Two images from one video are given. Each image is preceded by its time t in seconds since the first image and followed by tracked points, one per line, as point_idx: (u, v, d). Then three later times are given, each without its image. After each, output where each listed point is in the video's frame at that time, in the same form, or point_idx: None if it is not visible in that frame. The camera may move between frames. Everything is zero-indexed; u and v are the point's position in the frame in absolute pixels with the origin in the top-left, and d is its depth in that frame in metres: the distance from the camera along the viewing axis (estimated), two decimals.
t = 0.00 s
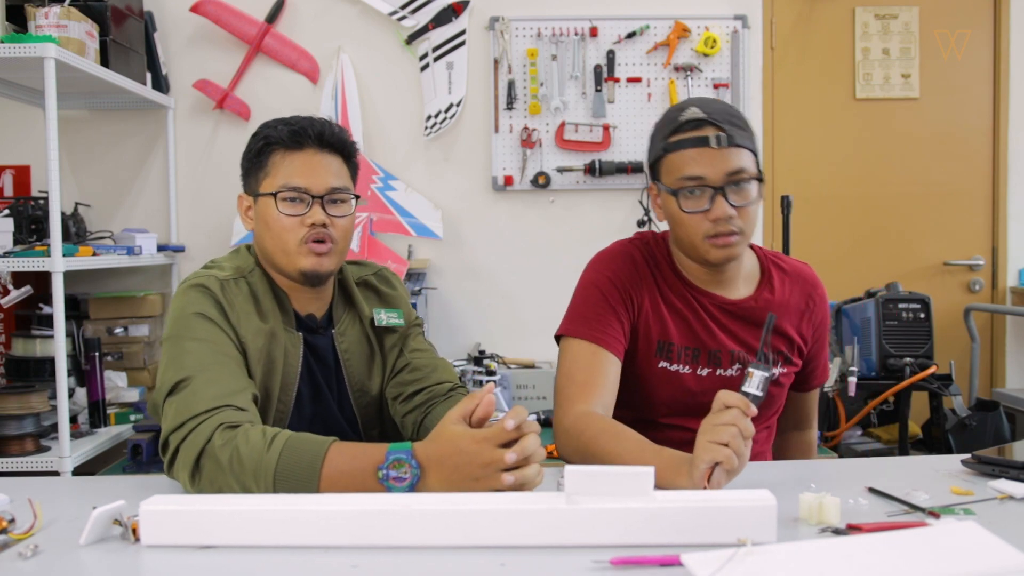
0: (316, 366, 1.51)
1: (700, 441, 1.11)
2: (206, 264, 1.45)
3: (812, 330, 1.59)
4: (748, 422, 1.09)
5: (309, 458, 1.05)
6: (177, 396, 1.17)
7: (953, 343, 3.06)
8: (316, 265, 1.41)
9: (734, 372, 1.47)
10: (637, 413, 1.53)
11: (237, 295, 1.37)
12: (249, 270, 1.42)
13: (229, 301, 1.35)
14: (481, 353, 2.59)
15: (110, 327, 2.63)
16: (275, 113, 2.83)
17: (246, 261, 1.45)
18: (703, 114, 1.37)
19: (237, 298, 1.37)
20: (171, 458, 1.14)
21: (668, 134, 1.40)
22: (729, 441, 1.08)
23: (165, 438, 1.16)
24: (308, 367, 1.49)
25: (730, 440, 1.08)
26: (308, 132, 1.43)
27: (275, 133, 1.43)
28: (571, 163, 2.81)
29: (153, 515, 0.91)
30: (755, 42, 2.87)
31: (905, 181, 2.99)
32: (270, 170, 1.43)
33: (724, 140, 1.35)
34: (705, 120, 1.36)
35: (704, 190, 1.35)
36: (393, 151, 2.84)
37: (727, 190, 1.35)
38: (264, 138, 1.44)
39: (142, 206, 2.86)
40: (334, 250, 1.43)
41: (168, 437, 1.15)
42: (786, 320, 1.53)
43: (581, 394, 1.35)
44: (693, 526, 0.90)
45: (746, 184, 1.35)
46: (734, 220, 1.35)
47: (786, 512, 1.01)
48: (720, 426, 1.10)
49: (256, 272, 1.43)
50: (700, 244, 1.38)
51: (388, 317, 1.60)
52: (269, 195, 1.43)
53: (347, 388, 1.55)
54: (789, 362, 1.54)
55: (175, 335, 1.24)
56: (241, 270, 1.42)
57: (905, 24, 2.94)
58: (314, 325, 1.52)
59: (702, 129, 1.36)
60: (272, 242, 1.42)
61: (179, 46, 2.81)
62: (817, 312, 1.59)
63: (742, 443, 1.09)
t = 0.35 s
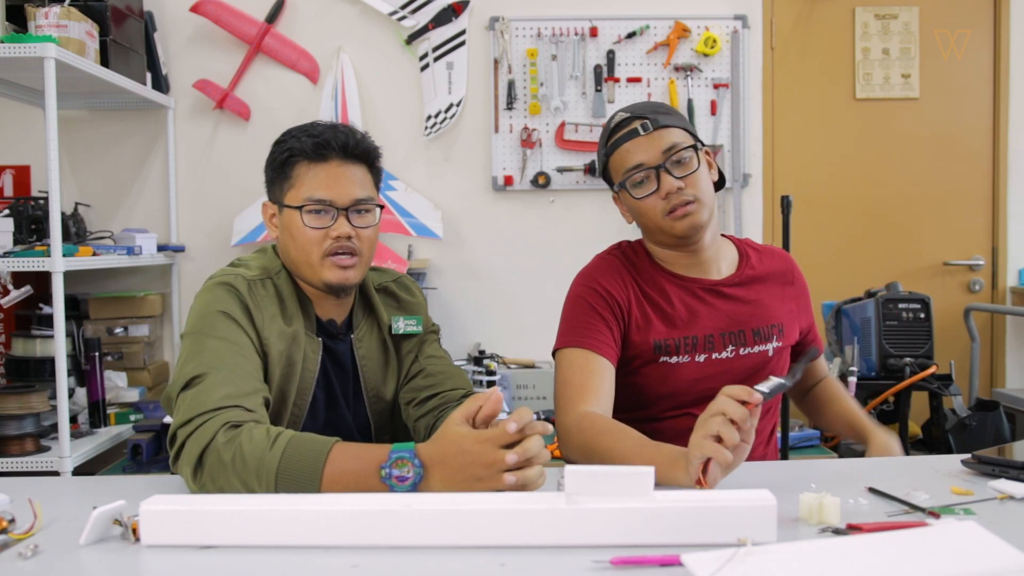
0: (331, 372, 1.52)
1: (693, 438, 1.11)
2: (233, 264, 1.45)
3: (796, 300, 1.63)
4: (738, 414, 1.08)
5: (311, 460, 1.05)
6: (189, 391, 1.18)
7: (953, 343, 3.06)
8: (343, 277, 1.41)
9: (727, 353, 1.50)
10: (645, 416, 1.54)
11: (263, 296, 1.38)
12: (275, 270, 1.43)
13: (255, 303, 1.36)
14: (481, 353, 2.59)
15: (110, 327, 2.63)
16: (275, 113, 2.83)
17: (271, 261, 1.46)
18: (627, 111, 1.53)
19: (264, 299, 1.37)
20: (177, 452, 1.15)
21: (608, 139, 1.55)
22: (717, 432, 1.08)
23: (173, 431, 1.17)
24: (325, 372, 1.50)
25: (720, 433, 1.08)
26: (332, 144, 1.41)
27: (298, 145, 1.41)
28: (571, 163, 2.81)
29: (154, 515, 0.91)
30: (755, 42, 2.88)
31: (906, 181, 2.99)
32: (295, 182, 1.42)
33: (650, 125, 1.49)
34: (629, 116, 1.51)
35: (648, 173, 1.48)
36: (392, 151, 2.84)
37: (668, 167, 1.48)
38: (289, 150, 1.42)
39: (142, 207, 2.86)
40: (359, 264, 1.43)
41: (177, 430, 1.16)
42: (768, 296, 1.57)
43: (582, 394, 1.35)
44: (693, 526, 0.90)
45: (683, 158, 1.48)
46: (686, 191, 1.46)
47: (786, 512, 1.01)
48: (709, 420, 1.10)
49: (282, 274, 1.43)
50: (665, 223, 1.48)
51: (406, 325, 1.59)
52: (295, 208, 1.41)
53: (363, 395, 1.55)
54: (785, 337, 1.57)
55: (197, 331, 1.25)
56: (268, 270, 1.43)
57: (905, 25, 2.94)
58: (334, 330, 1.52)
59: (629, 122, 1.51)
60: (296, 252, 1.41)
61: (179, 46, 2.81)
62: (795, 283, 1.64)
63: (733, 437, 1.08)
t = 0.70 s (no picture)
0: (327, 374, 1.52)
1: (689, 433, 1.10)
2: (228, 264, 1.45)
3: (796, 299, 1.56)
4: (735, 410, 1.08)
5: (310, 460, 1.05)
6: (186, 392, 1.17)
7: (954, 343, 3.06)
8: (346, 285, 1.42)
9: (703, 357, 1.51)
10: (632, 416, 1.54)
11: (256, 296, 1.37)
12: (269, 270, 1.42)
13: (248, 302, 1.35)
14: (481, 353, 2.59)
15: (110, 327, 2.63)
16: (275, 113, 2.83)
17: (266, 262, 1.45)
18: (609, 109, 1.52)
19: (257, 298, 1.37)
20: (174, 453, 1.15)
21: (589, 137, 1.54)
22: (714, 426, 1.08)
23: (170, 432, 1.17)
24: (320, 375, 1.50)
25: (717, 426, 1.08)
26: (363, 153, 1.41)
27: (329, 147, 1.41)
28: (571, 163, 2.81)
29: (153, 515, 0.91)
30: (755, 42, 2.88)
31: (905, 181, 2.99)
32: (319, 183, 1.41)
33: (632, 124, 1.48)
34: (611, 114, 1.50)
35: (630, 174, 1.48)
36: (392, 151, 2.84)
37: (650, 168, 1.47)
38: (317, 148, 1.41)
39: (142, 207, 2.86)
40: (363, 272, 1.43)
41: (173, 432, 1.16)
42: (756, 293, 1.55)
43: (578, 394, 1.35)
44: (693, 526, 0.90)
45: (664, 159, 1.48)
46: (667, 193, 1.46)
47: (786, 512, 1.01)
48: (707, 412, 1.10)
49: (276, 274, 1.43)
50: (644, 225, 1.48)
51: (402, 327, 1.60)
52: (313, 207, 1.40)
53: (358, 397, 1.55)
54: (772, 337, 1.55)
55: (191, 332, 1.25)
56: (262, 271, 1.42)
57: (905, 25, 2.94)
58: (328, 332, 1.53)
59: (611, 120, 1.50)
60: (304, 252, 1.41)
61: (179, 46, 2.81)
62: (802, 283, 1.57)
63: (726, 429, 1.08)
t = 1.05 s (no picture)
0: (323, 373, 1.52)
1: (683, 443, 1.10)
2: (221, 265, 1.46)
3: (803, 314, 1.49)
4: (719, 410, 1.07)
5: (310, 459, 1.05)
6: (183, 394, 1.17)
7: (954, 343, 3.06)
8: (338, 284, 1.42)
9: (693, 365, 1.50)
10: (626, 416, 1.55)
11: (250, 297, 1.37)
12: (263, 271, 1.42)
13: (242, 303, 1.35)
14: (482, 353, 2.59)
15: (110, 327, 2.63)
16: (275, 113, 2.83)
17: (260, 263, 1.45)
18: (627, 100, 1.47)
19: (250, 300, 1.37)
20: (173, 455, 1.15)
21: (601, 127, 1.49)
22: (704, 434, 1.07)
23: (168, 435, 1.17)
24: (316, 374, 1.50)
25: (708, 431, 1.07)
26: (352, 152, 1.41)
27: (318, 147, 1.40)
28: (571, 163, 2.81)
29: (154, 515, 0.91)
30: (755, 42, 2.88)
31: (904, 181, 2.99)
32: (308, 184, 1.41)
33: (651, 120, 1.43)
34: (628, 105, 1.45)
35: (642, 172, 1.44)
36: (392, 151, 2.84)
37: (663, 169, 1.43)
38: (306, 149, 1.41)
39: (142, 207, 2.86)
40: (355, 271, 1.43)
41: (172, 434, 1.16)
42: (759, 305, 1.51)
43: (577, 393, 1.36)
44: (692, 526, 0.90)
45: (680, 160, 1.44)
46: (678, 197, 1.43)
47: (786, 512, 1.01)
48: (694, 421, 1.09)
49: (269, 275, 1.43)
50: (651, 227, 1.45)
51: (398, 324, 1.60)
52: (304, 209, 1.40)
53: (355, 395, 1.55)
54: (772, 349, 1.52)
55: (187, 334, 1.25)
56: (256, 271, 1.42)
57: (905, 25, 2.94)
58: (322, 331, 1.52)
59: (629, 114, 1.46)
60: (296, 253, 1.41)
61: (179, 46, 2.81)
62: (813, 295, 1.49)
63: (716, 430, 1.07)
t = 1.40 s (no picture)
0: (321, 373, 1.52)
1: (703, 439, 1.11)
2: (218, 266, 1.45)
3: (822, 312, 1.49)
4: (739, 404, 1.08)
5: (311, 459, 1.05)
6: (182, 394, 1.17)
7: (954, 343, 3.06)
8: (337, 284, 1.42)
9: (717, 369, 1.49)
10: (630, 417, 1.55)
11: (248, 297, 1.37)
12: (260, 272, 1.42)
13: (240, 303, 1.35)
14: (481, 353, 2.59)
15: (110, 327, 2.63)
16: (275, 113, 2.83)
17: (258, 263, 1.45)
18: (683, 102, 1.40)
19: (248, 300, 1.36)
20: (172, 455, 1.15)
21: (650, 125, 1.42)
22: (727, 428, 1.08)
23: (168, 434, 1.16)
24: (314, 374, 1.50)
25: (729, 428, 1.09)
26: (349, 153, 1.41)
27: (315, 148, 1.40)
28: (571, 163, 2.82)
29: (154, 515, 0.91)
30: (755, 42, 2.88)
31: (905, 181, 2.99)
32: (306, 185, 1.41)
33: (709, 128, 1.37)
34: (686, 110, 1.38)
35: (691, 182, 1.37)
36: (392, 151, 2.85)
37: (715, 182, 1.37)
38: (303, 150, 1.41)
39: (142, 207, 2.85)
40: (354, 271, 1.43)
41: (171, 434, 1.16)
42: (779, 304, 1.51)
43: (576, 393, 1.36)
44: (693, 525, 0.90)
45: (733, 175, 1.37)
46: (724, 214, 1.37)
47: (786, 512, 1.01)
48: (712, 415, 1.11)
49: (267, 275, 1.42)
50: (689, 238, 1.39)
51: (397, 324, 1.59)
52: (302, 209, 1.41)
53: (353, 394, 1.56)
54: (793, 351, 1.52)
55: (184, 334, 1.25)
56: (254, 271, 1.42)
57: (905, 25, 2.94)
58: (321, 331, 1.52)
59: (685, 118, 1.39)
60: (294, 254, 1.41)
61: (179, 46, 2.81)
62: (831, 292, 1.50)
63: (736, 423, 1.09)
